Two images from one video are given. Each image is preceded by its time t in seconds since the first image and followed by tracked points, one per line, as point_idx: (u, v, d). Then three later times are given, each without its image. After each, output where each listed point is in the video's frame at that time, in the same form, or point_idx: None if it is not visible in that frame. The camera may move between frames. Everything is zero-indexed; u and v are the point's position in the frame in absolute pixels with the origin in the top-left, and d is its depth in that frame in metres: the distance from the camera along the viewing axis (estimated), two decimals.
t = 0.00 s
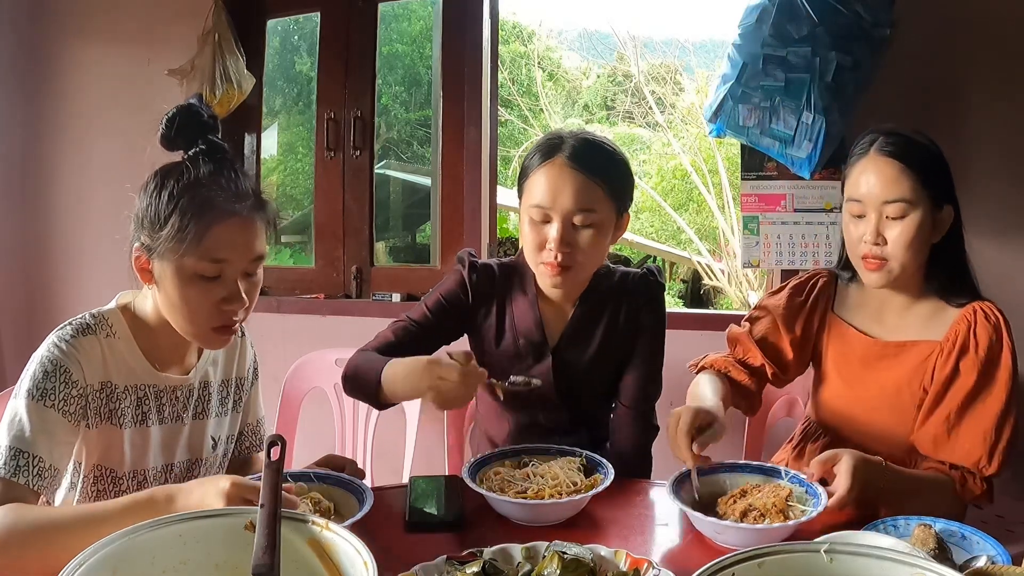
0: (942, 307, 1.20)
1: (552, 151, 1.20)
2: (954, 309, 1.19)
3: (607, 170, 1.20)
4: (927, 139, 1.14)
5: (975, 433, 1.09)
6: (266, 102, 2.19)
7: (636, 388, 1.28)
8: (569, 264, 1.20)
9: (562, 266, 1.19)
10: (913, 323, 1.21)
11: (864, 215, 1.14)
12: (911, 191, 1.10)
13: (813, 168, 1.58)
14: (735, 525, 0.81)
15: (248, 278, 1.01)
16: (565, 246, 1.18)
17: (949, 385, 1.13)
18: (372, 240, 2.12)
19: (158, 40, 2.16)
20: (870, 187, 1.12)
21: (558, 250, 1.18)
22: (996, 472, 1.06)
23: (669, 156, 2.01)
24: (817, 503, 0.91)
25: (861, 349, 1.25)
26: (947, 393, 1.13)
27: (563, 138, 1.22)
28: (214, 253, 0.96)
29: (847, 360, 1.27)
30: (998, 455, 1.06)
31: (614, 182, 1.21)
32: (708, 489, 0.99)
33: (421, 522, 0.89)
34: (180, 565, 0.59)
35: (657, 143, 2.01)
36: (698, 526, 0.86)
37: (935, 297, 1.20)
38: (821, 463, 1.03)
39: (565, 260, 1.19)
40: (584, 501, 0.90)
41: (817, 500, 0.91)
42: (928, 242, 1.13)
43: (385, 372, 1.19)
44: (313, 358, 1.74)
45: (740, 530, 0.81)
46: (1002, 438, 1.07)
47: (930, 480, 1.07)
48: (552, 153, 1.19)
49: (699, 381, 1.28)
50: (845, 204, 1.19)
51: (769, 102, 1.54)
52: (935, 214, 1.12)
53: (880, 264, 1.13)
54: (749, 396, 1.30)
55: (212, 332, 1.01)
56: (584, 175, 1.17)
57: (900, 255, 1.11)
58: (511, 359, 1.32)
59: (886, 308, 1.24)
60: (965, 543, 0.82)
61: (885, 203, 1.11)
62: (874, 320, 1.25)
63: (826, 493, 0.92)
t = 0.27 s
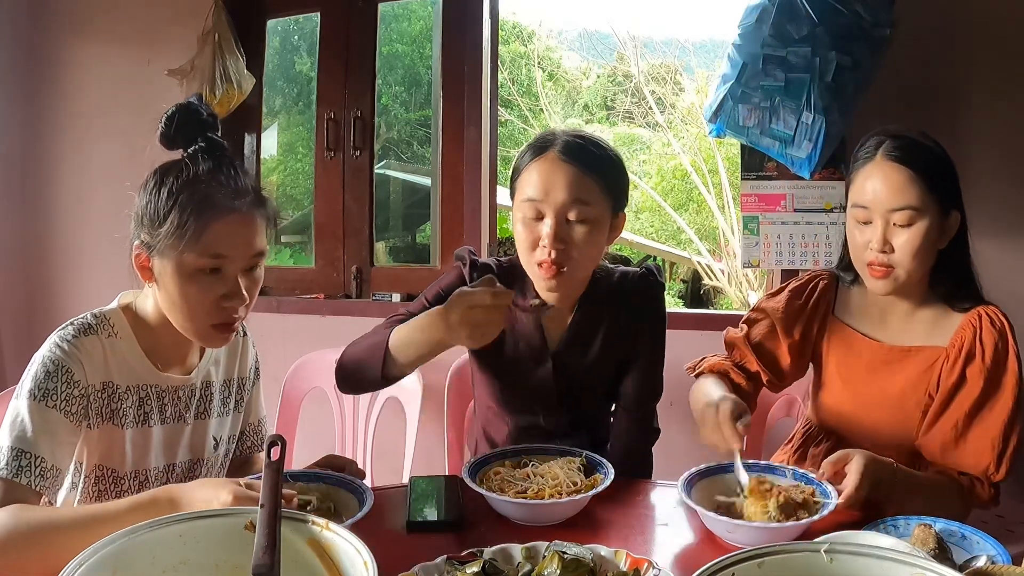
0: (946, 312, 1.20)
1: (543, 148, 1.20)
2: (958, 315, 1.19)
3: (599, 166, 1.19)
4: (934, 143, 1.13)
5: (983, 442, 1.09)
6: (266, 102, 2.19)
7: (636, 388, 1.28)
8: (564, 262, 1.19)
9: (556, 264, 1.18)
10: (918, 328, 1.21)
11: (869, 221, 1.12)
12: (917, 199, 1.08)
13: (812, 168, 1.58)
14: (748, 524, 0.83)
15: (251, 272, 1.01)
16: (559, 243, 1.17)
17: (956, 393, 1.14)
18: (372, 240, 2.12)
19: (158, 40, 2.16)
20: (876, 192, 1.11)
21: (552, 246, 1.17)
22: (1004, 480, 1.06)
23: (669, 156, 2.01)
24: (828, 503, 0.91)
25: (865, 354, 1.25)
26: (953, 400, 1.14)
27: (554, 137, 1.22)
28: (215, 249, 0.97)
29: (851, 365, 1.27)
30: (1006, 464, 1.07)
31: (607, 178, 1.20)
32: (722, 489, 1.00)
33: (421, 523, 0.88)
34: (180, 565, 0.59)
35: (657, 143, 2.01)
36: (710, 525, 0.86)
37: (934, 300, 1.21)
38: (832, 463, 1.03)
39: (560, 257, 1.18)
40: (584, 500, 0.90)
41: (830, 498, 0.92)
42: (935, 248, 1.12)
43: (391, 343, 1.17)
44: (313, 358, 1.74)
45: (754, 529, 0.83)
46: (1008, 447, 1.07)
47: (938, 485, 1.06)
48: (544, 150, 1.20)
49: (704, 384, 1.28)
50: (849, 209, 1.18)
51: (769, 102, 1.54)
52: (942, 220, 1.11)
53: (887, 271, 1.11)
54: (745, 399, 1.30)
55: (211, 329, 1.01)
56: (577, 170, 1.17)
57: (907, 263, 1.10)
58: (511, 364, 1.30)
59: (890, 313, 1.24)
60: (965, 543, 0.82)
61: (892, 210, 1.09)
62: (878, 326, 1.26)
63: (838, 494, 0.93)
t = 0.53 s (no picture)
0: (947, 316, 1.20)
1: (537, 150, 1.20)
2: (959, 319, 1.19)
3: (593, 166, 1.19)
4: (935, 144, 1.13)
5: (982, 448, 1.09)
6: (266, 102, 2.19)
7: (637, 388, 1.28)
8: (563, 262, 1.19)
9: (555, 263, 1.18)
10: (918, 332, 1.21)
11: (872, 223, 1.12)
12: (921, 203, 1.08)
13: (812, 168, 1.59)
14: (746, 523, 0.83)
15: (253, 265, 1.01)
16: (558, 243, 1.17)
17: (956, 398, 1.14)
18: (372, 240, 2.12)
19: (158, 40, 2.16)
20: (878, 194, 1.11)
21: (550, 248, 1.17)
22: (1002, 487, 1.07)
23: (669, 156, 2.01)
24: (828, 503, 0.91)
25: (867, 356, 1.24)
26: (953, 406, 1.14)
27: (548, 139, 1.22)
28: (215, 243, 0.96)
29: (850, 367, 1.27)
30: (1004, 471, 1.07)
31: (602, 177, 1.20)
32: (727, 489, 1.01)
33: (421, 523, 0.88)
34: (180, 566, 0.59)
35: (657, 143, 2.02)
36: (711, 524, 0.86)
37: (934, 300, 1.21)
38: (837, 464, 1.03)
39: (559, 257, 1.18)
40: (584, 501, 0.90)
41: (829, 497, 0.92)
42: (938, 252, 1.12)
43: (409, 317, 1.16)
44: (313, 358, 1.74)
45: (751, 529, 0.83)
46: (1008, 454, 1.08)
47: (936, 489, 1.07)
48: (538, 152, 1.20)
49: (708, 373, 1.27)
50: (852, 211, 1.18)
51: (769, 102, 1.54)
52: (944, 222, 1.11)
53: (888, 275, 1.11)
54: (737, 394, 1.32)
55: (218, 326, 1.00)
56: (572, 170, 1.17)
57: (909, 267, 1.10)
58: (512, 365, 1.30)
59: (890, 317, 1.24)
60: (965, 544, 0.82)
61: (895, 213, 1.09)
62: (878, 328, 1.25)
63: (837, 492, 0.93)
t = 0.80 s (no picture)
0: (946, 318, 1.20)
1: (536, 153, 1.20)
2: (958, 320, 1.19)
3: (593, 169, 1.19)
4: (937, 145, 1.13)
5: (981, 449, 1.09)
6: (267, 101, 2.19)
7: (637, 389, 1.28)
8: (565, 265, 1.20)
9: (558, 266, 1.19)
10: (918, 333, 1.21)
11: (871, 223, 1.12)
12: (921, 204, 1.08)
13: (812, 167, 1.59)
14: (744, 522, 0.83)
15: (259, 268, 1.00)
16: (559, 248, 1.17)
17: (954, 399, 1.14)
18: (372, 240, 2.12)
19: (158, 40, 2.16)
20: (878, 194, 1.11)
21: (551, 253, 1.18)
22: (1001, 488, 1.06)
23: (669, 156, 2.01)
24: (827, 503, 0.92)
25: (866, 356, 1.24)
26: (952, 406, 1.14)
27: (547, 141, 1.22)
28: (219, 245, 0.96)
29: (849, 367, 1.26)
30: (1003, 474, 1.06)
31: (602, 179, 1.20)
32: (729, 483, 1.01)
33: (421, 523, 0.88)
34: (179, 566, 0.59)
35: (657, 142, 2.02)
36: (710, 523, 0.87)
37: (933, 299, 1.21)
38: (837, 463, 1.04)
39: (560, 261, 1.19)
40: (584, 500, 0.90)
41: (829, 498, 0.93)
42: (938, 252, 1.12)
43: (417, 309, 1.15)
44: (313, 358, 1.74)
45: (749, 527, 0.83)
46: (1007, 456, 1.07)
47: (935, 489, 1.07)
48: (536, 155, 1.19)
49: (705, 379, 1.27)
50: (851, 211, 1.17)
51: (769, 102, 1.54)
52: (945, 224, 1.11)
53: (887, 275, 1.11)
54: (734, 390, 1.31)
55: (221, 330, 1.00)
56: (572, 174, 1.17)
57: (908, 267, 1.09)
58: (512, 364, 1.29)
59: (889, 316, 1.24)
60: (965, 543, 0.82)
61: (894, 214, 1.09)
62: (878, 328, 1.25)
63: (837, 491, 0.93)
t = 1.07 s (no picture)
0: (946, 320, 1.20)
1: (534, 156, 1.20)
2: (957, 322, 1.19)
3: (592, 172, 1.19)
4: (934, 146, 1.13)
5: (983, 452, 1.09)
6: (267, 102, 2.19)
7: (636, 388, 1.28)
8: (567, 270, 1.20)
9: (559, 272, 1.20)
10: (917, 336, 1.21)
11: (867, 226, 1.12)
12: (918, 205, 1.08)
13: (812, 168, 1.59)
14: (743, 520, 0.83)
15: (270, 276, 0.99)
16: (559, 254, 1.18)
17: (955, 402, 1.14)
18: (372, 240, 2.12)
19: (158, 40, 2.16)
20: (874, 197, 1.11)
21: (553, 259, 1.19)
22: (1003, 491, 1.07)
23: (669, 156, 2.01)
24: (829, 502, 0.92)
25: (866, 359, 1.24)
26: (953, 409, 1.14)
27: (546, 144, 1.22)
28: (230, 252, 0.95)
29: (848, 370, 1.26)
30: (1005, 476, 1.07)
31: (602, 180, 1.20)
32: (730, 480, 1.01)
33: (421, 523, 0.88)
34: (180, 567, 0.59)
35: (657, 143, 2.01)
36: (712, 522, 0.88)
37: (933, 300, 1.21)
38: (841, 466, 1.03)
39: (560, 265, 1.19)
40: (585, 500, 0.90)
41: (831, 499, 0.92)
42: (935, 253, 1.11)
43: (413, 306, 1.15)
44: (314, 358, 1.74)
45: (748, 526, 0.83)
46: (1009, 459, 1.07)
47: (936, 490, 1.07)
48: (535, 158, 1.19)
49: (694, 372, 1.26)
50: (847, 215, 1.18)
51: (769, 102, 1.55)
52: (942, 225, 1.11)
53: (885, 276, 1.11)
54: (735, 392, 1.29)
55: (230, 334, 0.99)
56: (571, 177, 1.17)
57: (906, 269, 1.09)
58: (513, 363, 1.29)
59: (889, 319, 1.24)
60: (965, 544, 0.82)
61: (891, 216, 1.09)
62: (877, 330, 1.25)
63: (839, 491, 0.93)
